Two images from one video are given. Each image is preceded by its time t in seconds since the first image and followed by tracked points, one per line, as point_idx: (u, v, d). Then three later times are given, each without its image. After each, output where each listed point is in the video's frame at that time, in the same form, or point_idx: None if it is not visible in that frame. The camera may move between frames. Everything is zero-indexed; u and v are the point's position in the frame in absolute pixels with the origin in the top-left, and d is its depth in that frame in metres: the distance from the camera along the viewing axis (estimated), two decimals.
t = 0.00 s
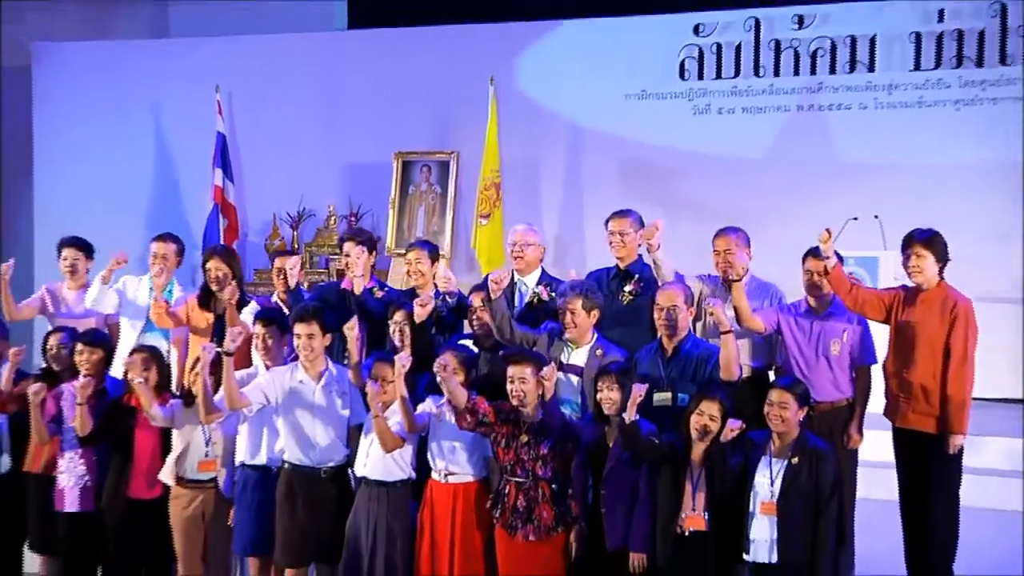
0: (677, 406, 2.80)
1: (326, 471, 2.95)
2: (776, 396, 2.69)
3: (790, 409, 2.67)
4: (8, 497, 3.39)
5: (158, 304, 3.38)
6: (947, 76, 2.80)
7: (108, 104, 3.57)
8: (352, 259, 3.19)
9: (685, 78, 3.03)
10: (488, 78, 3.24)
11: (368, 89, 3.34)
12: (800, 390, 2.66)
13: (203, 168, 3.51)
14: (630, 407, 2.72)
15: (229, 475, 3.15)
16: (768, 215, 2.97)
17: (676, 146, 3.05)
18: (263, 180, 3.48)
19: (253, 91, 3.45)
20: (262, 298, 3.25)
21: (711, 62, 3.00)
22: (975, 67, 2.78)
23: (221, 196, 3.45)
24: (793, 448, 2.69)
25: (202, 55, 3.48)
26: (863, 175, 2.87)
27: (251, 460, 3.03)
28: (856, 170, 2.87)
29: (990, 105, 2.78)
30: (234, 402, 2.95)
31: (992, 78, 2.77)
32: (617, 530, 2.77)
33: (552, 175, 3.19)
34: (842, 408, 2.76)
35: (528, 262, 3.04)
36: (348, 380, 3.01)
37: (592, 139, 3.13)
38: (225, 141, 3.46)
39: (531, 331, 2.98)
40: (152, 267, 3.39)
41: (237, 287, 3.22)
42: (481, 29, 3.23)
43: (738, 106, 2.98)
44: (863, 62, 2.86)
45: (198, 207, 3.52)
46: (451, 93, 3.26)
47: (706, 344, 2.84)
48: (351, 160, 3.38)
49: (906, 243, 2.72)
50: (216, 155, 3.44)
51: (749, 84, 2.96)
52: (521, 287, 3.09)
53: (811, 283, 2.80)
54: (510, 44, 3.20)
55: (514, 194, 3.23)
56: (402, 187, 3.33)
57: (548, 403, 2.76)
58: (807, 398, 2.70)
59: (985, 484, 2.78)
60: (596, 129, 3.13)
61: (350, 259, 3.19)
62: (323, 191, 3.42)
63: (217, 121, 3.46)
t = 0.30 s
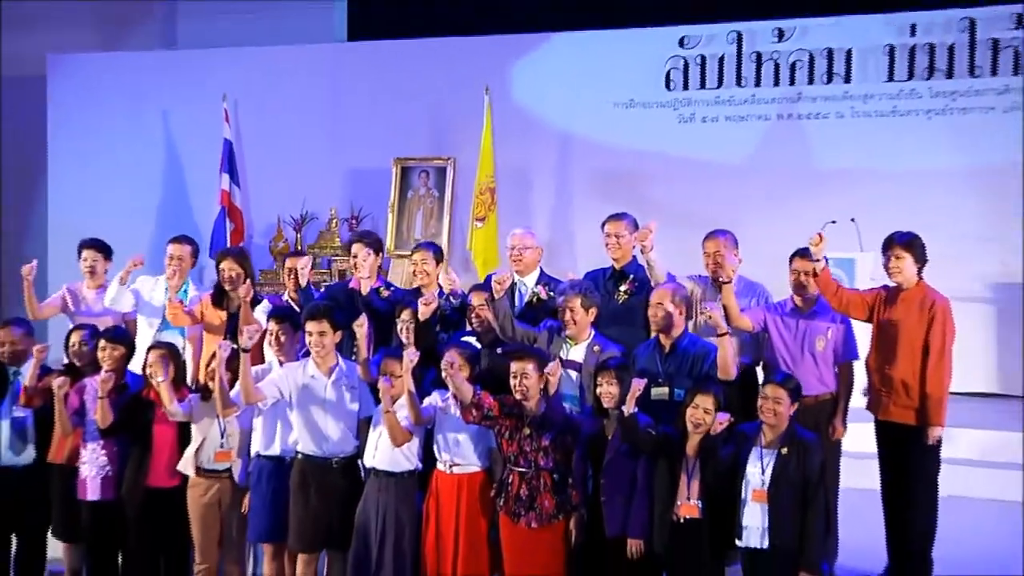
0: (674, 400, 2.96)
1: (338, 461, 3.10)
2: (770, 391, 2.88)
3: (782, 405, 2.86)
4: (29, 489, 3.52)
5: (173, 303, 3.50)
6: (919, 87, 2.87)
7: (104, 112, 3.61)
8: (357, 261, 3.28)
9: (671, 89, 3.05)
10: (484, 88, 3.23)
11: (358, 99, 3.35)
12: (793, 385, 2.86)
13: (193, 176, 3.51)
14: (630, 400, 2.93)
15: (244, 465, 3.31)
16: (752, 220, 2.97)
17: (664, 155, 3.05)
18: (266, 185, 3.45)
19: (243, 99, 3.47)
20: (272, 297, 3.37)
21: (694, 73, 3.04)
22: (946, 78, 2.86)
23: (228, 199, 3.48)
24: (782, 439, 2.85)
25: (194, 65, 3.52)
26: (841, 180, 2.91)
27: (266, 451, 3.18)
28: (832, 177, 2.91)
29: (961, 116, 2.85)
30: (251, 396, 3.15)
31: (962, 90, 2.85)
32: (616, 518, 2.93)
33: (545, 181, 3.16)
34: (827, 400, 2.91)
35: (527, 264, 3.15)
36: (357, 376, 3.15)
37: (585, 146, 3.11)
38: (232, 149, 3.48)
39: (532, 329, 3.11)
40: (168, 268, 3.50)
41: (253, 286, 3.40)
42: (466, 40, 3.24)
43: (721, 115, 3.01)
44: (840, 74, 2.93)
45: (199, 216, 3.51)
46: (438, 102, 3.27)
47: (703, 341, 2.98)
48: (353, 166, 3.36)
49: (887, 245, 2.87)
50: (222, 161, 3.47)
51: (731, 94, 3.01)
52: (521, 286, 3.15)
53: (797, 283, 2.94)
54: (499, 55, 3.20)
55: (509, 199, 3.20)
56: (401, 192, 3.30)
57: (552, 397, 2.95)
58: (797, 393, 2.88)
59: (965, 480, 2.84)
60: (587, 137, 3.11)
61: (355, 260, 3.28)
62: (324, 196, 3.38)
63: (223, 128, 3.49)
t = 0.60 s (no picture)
0: (666, 393, 3.13)
1: (345, 452, 3.28)
2: (754, 383, 3.05)
3: (766, 396, 3.03)
4: (53, 477, 3.71)
5: (186, 302, 3.68)
6: (885, 99, 3.05)
7: (116, 120, 3.77)
8: (361, 262, 3.47)
9: (652, 100, 3.23)
10: (477, 99, 3.39)
11: (359, 109, 3.51)
12: (776, 377, 3.02)
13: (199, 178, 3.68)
14: (624, 393, 3.08)
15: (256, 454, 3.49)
16: (728, 223, 3.15)
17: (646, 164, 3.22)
18: (267, 189, 3.61)
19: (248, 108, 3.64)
20: (281, 297, 3.55)
21: (675, 85, 3.22)
22: (911, 91, 3.03)
23: (234, 205, 3.64)
24: (767, 429, 3.02)
25: (201, 74, 3.69)
26: (811, 189, 3.09)
27: (277, 441, 3.37)
28: (804, 184, 3.09)
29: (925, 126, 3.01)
30: (263, 389, 3.33)
31: (926, 101, 3.02)
32: (611, 503, 3.08)
33: (534, 186, 3.33)
34: (807, 394, 3.07)
35: (522, 266, 3.32)
36: (363, 370, 3.34)
37: (570, 154, 3.29)
38: (237, 157, 3.65)
39: (529, 327, 3.28)
40: (182, 269, 3.68)
41: (263, 286, 3.58)
42: (459, 53, 3.41)
43: (699, 125, 3.19)
44: (812, 86, 3.10)
45: (202, 217, 3.68)
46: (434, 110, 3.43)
47: (694, 339, 3.15)
48: (350, 171, 3.53)
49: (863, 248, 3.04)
50: (228, 167, 3.64)
51: (709, 105, 3.19)
52: (517, 286, 3.33)
53: (778, 283, 3.10)
54: (491, 67, 3.37)
55: (500, 203, 3.36)
56: (396, 196, 3.47)
57: (552, 391, 3.12)
58: (781, 385, 3.04)
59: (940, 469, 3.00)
60: (572, 144, 3.29)
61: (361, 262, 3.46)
62: (326, 199, 3.55)
63: (228, 136, 3.65)
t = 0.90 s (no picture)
0: (658, 388, 3.26)
1: (349, 444, 3.43)
2: (742, 378, 3.18)
3: (753, 390, 3.15)
4: (69, 469, 3.86)
5: (195, 301, 3.81)
6: (859, 108, 3.17)
7: (125, 126, 3.93)
8: (363, 262, 3.59)
9: (636, 108, 3.37)
10: (468, 107, 3.55)
11: (358, 115, 3.67)
12: (762, 373, 3.15)
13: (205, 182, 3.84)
14: (618, 388, 3.21)
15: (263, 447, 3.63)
16: (710, 225, 3.30)
17: (632, 169, 3.36)
18: (267, 193, 3.77)
19: (250, 114, 3.80)
20: (288, 297, 3.69)
21: (659, 94, 3.36)
22: (884, 100, 3.16)
23: (235, 207, 3.80)
24: (755, 423, 3.15)
25: (205, 83, 3.84)
26: (789, 193, 3.22)
27: (284, 434, 3.51)
28: (782, 188, 3.22)
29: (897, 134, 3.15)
30: (272, 385, 3.48)
31: (898, 110, 3.15)
32: (606, 492, 3.21)
33: (522, 191, 3.48)
34: (790, 388, 3.22)
35: (517, 266, 3.47)
36: (367, 366, 3.48)
37: (558, 159, 3.43)
38: (238, 161, 3.81)
39: (525, 327, 3.44)
40: (191, 270, 3.81)
41: (270, 285, 3.71)
42: (451, 64, 3.56)
43: (683, 131, 3.32)
44: (789, 95, 3.24)
45: (204, 220, 3.84)
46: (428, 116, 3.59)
47: (687, 339, 3.29)
48: (346, 176, 3.69)
49: (845, 249, 3.17)
50: (228, 171, 3.80)
51: (691, 113, 3.33)
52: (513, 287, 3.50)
53: (764, 283, 3.24)
54: (482, 76, 3.53)
55: (490, 207, 3.52)
56: (392, 199, 3.63)
57: (548, 387, 3.23)
58: (768, 380, 3.17)
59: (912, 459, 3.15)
60: (561, 150, 3.44)
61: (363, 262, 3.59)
62: (323, 202, 3.70)
63: (229, 142, 3.82)
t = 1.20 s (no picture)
0: (649, 382, 3.41)
1: (353, 437, 3.60)
2: (728, 374, 3.32)
3: (739, 384, 3.29)
4: (82, 461, 4.02)
5: (202, 300, 3.98)
6: (832, 116, 3.33)
7: (130, 131, 4.08)
8: (364, 262, 3.75)
9: (619, 115, 3.53)
10: (458, 115, 3.70)
11: (354, 122, 3.83)
12: (747, 368, 3.30)
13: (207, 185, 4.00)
14: (611, 383, 3.36)
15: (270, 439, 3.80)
16: (691, 227, 3.46)
17: (616, 174, 3.53)
18: (266, 196, 3.94)
19: (249, 121, 3.95)
20: (291, 296, 3.86)
21: (641, 102, 3.52)
22: (855, 109, 3.31)
23: (235, 210, 3.97)
24: (740, 415, 3.30)
25: (206, 90, 3.99)
26: (766, 196, 3.37)
27: (289, 427, 3.66)
28: (760, 192, 3.38)
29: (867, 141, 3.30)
30: (280, 379, 3.64)
31: (868, 118, 3.30)
32: (598, 482, 3.35)
33: (509, 196, 3.66)
34: (772, 383, 3.37)
35: (510, 267, 3.62)
36: (369, 362, 3.65)
37: (544, 165, 3.60)
38: (238, 166, 3.97)
39: (521, 326, 3.58)
40: (198, 270, 3.96)
41: (274, 285, 3.88)
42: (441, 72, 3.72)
43: (664, 138, 3.48)
44: (765, 104, 3.39)
45: (205, 223, 4.01)
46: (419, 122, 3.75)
47: (676, 336, 3.44)
48: (342, 181, 3.86)
49: (825, 249, 3.31)
50: (228, 177, 3.95)
51: (671, 121, 3.49)
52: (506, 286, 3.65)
53: (748, 283, 3.39)
54: (470, 84, 3.68)
55: (479, 210, 3.70)
56: (385, 203, 3.79)
57: (543, 382, 3.41)
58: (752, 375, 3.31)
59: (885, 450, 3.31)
60: (547, 155, 3.61)
61: (364, 262, 3.75)
62: (318, 205, 3.88)
63: (229, 148, 3.97)
